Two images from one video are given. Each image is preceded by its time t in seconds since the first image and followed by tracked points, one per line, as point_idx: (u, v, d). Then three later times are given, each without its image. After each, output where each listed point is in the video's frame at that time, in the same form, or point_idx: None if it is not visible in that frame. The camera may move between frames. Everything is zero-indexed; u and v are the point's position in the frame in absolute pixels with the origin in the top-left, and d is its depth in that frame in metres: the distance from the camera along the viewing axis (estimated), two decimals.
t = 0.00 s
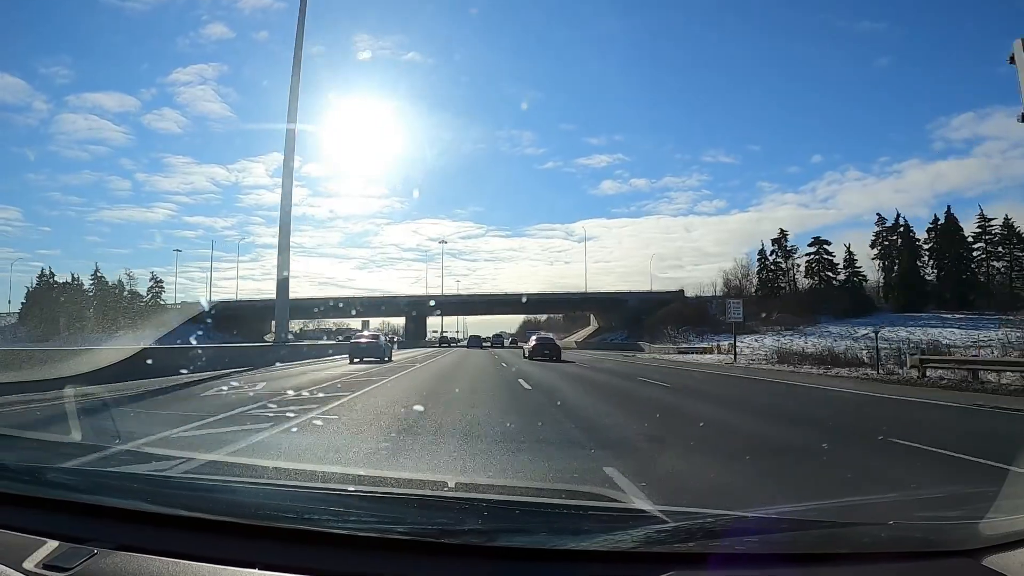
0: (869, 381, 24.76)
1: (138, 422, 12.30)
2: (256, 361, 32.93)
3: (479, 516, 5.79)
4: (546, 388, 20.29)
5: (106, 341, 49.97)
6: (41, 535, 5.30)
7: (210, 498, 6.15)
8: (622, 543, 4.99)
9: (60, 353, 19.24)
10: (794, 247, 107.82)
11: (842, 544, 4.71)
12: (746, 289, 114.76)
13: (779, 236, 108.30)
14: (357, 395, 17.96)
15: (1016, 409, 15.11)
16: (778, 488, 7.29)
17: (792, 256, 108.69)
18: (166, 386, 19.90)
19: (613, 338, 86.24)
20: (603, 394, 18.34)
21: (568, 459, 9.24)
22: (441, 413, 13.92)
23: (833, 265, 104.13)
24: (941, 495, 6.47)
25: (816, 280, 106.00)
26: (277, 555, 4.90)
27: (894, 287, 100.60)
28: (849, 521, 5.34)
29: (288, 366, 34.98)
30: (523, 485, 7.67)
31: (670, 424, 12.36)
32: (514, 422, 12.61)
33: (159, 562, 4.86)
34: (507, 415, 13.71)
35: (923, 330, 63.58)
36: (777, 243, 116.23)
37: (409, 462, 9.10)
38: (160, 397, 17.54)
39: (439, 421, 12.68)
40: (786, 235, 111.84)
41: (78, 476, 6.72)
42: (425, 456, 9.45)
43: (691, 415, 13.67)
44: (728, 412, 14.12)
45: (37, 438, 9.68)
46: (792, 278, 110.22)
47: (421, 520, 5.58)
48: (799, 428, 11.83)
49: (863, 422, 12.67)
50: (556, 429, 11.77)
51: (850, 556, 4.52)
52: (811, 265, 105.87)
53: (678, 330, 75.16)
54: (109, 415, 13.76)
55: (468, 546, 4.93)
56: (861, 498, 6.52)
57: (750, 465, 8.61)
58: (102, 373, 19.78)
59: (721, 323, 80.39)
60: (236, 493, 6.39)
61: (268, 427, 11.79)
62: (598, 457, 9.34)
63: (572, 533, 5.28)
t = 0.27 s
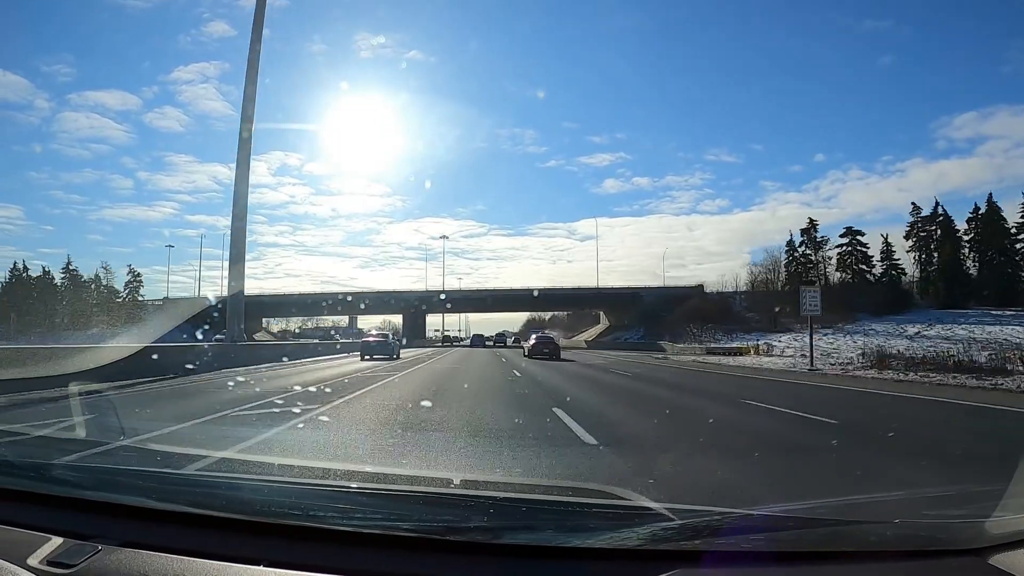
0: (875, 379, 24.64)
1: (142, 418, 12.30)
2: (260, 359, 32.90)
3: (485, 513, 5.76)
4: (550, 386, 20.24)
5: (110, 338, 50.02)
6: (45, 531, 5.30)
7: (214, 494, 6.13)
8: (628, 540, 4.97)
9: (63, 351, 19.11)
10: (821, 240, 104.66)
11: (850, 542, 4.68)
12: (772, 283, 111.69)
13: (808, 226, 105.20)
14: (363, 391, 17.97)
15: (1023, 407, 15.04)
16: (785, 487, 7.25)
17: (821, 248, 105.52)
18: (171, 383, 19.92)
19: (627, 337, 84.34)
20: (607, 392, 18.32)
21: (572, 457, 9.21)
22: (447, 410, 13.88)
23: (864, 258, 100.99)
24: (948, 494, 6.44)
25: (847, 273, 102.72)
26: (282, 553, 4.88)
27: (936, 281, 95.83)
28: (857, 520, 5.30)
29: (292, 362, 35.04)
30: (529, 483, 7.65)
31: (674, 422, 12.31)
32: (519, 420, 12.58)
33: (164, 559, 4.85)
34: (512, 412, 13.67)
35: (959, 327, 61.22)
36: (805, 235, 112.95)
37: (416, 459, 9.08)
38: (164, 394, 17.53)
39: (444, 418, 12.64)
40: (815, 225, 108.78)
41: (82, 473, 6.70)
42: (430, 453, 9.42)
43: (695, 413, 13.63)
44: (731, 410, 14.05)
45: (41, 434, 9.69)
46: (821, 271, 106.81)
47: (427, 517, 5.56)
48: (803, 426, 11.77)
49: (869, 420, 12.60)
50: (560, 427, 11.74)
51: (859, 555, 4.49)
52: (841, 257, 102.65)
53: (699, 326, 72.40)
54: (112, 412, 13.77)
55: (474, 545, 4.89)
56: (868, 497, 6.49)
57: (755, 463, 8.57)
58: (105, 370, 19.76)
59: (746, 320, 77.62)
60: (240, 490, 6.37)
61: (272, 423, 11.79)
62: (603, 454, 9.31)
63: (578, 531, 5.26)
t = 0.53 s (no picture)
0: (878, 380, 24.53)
1: (144, 421, 12.31)
2: (261, 362, 32.89)
3: (486, 514, 5.76)
4: (552, 387, 20.21)
5: (111, 342, 49.90)
6: (45, 534, 5.30)
7: (215, 497, 6.13)
8: (630, 540, 4.97)
9: (65, 353, 19.06)
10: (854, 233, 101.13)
11: (851, 542, 4.68)
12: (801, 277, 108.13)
13: (840, 215, 101.54)
14: (364, 394, 17.95)
15: None
16: (787, 487, 7.25)
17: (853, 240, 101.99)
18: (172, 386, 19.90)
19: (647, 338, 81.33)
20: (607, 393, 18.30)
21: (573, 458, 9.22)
22: (448, 411, 13.85)
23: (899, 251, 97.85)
24: (949, 494, 6.44)
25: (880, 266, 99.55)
26: (282, 554, 4.89)
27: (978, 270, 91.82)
28: (859, 519, 5.30)
29: (293, 365, 35.02)
30: (530, 484, 7.65)
31: (675, 423, 12.30)
32: (521, 421, 12.56)
33: (165, 561, 4.85)
34: (513, 413, 13.66)
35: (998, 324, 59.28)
36: (846, 226, 107.33)
37: (416, 460, 9.07)
38: (166, 397, 17.53)
39: (444, 420, 12.62)
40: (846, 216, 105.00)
41: (83, 475, 6.70)
42: (431, 455, 9.41)
43: (697, 414, 13.61)
44: (733, 411, 14.02)
45: (42, 436, 9.68)
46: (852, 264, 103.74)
47: (427, 519, 5.56)
48: (805, 426, 11.75)
49: (872, 420, 12.60)
50: (561, 428, 11.73)
51: (859, 554, 4.49)
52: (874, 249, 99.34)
53: (726, 327, 69.92)
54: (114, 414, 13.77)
55: (475, 545, 4.89)
56: (870, 496, 6.49)
57: (757, 464, 8.57)
58: (107, 373, 19.75)
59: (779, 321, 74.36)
60: (241, 492, 6.38)
61: (274, 425, 11.79)
62: (604, 455, 9.30)
63: (579, 531, 5.26)
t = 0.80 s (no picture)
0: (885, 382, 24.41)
1: (149, 427, 12.34)
2: (265, 366, 32.94)
3: (489, 518, 5.77)
4: (556, 390, 20.16)
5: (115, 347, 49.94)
6: (51, 540, 5.33)
7: (220, 502, 6.14)
8: (633, 543, 4.98)
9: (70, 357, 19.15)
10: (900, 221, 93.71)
11: (854, 543, 4.68)
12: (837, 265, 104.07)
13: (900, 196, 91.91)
14: (368, 398, 17.94)
15: None
16: (790, 488, 7.24)
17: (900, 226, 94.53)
18: (176, 391, 19.93)
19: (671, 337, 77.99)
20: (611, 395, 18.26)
21: (576, 461, 9.22)
22: (450, 415, 13.84)
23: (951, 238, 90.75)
24: (954, 494, 6.43)
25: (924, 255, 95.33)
26: (286, 558, 4.91)
27: None
28: (862, 521, 5.30)
29: (297, 369, 35.05)
30: (533, 487, 7.65)
31: (679, 425, 12.28)
32: (524, 424, 12.55)
33: (170, 566, 4.87)
34: (516, 416, 13.64)
35: None
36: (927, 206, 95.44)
37: (420, 465, 9.06)
38: (170, 401, 17.56)
39: (448, 424, 12.61)
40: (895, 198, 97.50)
41: (89, 481, 6.72)
42: (435, 459, 9.40)
43: (701, 416, 13.58)
44: (737, 413, 13.97)
45: (47, 443, 9.71)
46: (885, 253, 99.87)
47: (431, 523, 5.58)
48: (809, 428, 11.70)
49: (875, 421, 12.61)
50: (564, 431, 11.72)
51: (862, 555, 4.49)
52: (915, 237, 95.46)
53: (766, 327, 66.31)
54: (118, 420, 13.81)
55: (478, 548, 4.90)
56: (873, 497, 6.48)
57: (760, 466, 8.55)
58: (111, 379, 19.83)
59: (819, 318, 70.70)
60: (245, 497, 6.40)
61: (278, 430, 11.80)
62: (608, 458, 9.28)
63: (582, 534, 5.27)
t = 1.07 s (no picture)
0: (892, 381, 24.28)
1: (154, 433, 12.37)
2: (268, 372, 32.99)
3: (493, 520, 5.78)
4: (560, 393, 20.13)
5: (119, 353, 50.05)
6: (57, 545, 5.35)
7: (224, 507, 6.15)
8: (637, 544, 4.98)
9: (74, 365, 19.27)
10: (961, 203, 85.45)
11: (857, 542, 4.68)
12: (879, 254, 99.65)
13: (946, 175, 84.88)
14: (371, 402, 17.94)
15: None
16: (793, 488, 7.24)
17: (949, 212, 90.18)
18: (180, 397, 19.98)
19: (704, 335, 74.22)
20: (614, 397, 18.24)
21: (578, 463, 9.21)
22: (454, 419, 13.82)
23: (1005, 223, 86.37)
24: (958, 493, 6.41)
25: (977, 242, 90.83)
26: (291, 562, 4.93)
27: None
28: (865, 520, 5.29)
29: (301, 374, 35.09)
30: (535, 489, 7.66)
31: (682, 426, 12.26)
32: (527, 427, 12.54)
33: (176, 571, 4.90)
34: (520, 420, 13.62)
35: None
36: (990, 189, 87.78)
37: (423, 468, 9.06)
38: (174, 408, 17.60)
39: (451, 427, 12.60)
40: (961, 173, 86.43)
41: (94, 487, 6.75)
42: (437, 463, 9.40)
43: (704, 417, 13.56)
44: (740, 413, 13.93)
45: (52, 450, 9.74)
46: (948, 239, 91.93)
47: (435, 526, 5.59)
48: (812, 427, 11.68)
49: (879, 420, 12.57)
50: (567, 433, 11.71)
51: (864, 555, 4.49)
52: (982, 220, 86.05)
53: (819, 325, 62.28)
54: (123, 426, 13.85)
55: (482, 551, 4.91)
56: (875, 497, 6.47)
57: (763, 466, 8.54)
58: (114, 386, 19.90)
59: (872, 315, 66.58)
60: (250, 502, 6.42)
61: (282, 435, 11.82)
62: (611, 460, 9.27)
63: (587, 536, 5.27)
